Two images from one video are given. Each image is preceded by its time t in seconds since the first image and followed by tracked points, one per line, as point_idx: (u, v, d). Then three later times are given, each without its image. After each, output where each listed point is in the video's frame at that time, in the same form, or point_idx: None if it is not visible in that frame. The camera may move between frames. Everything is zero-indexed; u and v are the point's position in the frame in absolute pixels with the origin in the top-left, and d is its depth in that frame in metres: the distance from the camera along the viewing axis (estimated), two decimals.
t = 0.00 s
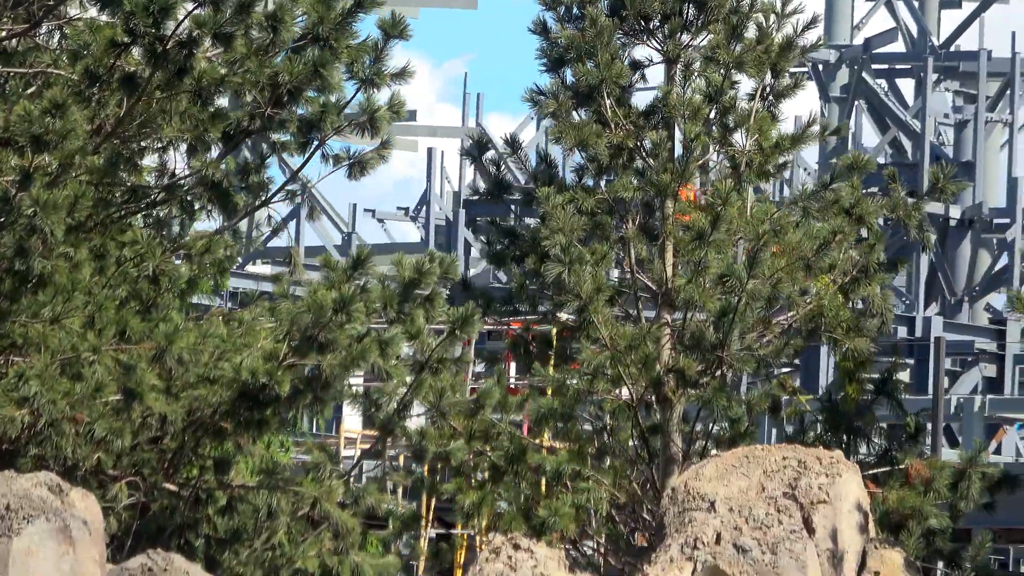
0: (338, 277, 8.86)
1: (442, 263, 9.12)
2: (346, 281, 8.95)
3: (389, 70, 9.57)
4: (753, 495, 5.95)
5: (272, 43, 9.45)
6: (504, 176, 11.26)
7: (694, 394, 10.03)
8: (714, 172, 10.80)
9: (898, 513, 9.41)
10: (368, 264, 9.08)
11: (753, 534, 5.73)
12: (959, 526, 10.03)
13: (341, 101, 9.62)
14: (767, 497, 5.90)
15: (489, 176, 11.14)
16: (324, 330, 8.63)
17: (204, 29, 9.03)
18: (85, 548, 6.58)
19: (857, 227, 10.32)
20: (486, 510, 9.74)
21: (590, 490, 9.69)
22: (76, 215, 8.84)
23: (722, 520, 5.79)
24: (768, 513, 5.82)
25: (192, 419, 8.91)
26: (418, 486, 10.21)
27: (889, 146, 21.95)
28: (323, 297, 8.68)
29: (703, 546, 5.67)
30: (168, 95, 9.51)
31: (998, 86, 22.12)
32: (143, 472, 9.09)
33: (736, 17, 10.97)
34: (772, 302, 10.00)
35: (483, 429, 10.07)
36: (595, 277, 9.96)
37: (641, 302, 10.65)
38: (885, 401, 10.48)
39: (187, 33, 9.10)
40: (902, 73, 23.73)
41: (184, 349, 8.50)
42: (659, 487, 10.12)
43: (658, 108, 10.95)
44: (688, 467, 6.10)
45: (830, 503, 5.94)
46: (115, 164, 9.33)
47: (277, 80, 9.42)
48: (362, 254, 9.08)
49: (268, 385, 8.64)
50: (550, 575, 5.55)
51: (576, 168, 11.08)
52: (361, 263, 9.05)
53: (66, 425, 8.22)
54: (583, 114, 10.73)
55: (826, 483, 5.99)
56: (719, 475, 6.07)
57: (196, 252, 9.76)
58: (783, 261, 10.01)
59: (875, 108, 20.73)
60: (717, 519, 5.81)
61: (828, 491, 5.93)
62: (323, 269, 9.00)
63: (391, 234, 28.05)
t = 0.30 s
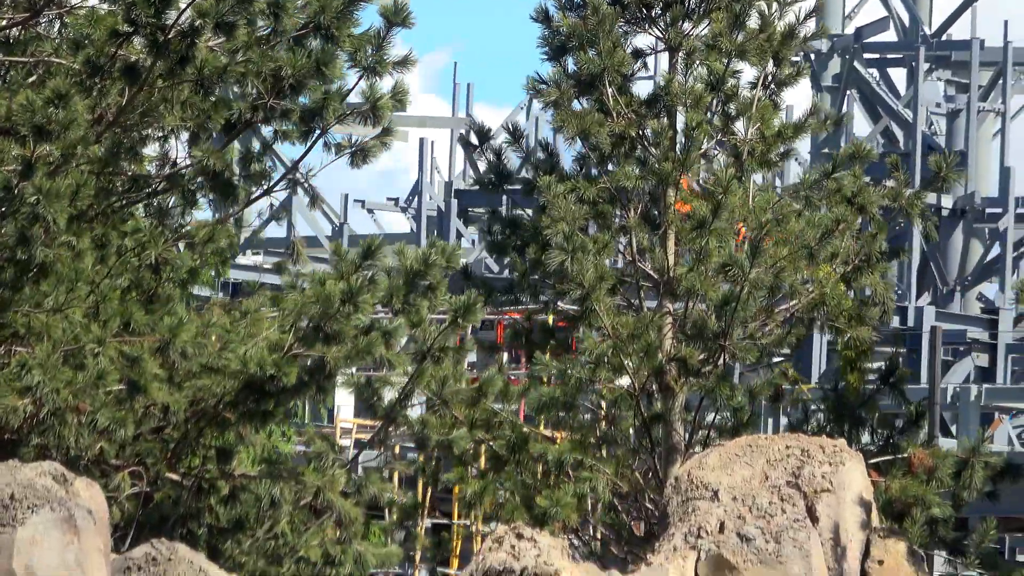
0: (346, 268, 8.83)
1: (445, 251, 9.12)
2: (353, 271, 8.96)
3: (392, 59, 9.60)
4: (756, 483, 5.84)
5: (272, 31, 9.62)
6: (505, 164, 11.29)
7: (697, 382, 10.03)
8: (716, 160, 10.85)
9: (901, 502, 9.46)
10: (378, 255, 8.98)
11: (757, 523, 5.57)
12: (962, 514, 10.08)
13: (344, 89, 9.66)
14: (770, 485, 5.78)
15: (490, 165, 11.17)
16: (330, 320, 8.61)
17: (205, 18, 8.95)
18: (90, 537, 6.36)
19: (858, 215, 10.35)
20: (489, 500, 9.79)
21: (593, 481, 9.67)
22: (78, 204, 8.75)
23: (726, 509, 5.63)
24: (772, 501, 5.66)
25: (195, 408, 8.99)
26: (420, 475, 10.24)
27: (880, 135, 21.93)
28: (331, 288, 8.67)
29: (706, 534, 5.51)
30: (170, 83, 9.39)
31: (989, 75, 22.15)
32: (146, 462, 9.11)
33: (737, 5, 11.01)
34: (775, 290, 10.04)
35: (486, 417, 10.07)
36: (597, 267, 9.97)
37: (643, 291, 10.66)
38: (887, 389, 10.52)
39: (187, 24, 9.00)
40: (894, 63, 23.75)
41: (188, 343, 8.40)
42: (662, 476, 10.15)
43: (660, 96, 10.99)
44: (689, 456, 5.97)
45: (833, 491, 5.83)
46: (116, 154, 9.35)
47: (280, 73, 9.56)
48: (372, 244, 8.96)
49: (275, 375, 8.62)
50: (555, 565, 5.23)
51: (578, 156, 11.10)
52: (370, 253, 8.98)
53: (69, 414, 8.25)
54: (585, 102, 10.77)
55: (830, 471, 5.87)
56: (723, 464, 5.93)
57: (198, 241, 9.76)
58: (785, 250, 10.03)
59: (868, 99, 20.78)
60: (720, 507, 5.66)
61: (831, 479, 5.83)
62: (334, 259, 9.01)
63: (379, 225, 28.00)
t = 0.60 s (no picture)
0: (354, 266, 8.85)
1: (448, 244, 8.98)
2: (360, 269, 8.96)
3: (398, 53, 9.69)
4: (763, 478, 5.85)
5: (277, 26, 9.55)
6: (508, 158, 11.33)
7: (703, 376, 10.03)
8: (721, 152, 10.91)
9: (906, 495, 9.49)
10: (387, 252, 8.98)
11: (762, 517, 5.60)
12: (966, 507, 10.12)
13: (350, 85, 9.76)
14: (776, 481, 5.80)
15: (494, 158, 11.22)
16: (339, 319, 8.64)
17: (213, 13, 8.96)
18: (97, 533, 6.24)
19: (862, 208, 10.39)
20: (493, 495, 9.67)
21: (599, 475, 9.69)
22: (83, 198, 8.76)
23: (732, 503, 5.68)
24: (778, 496, 5.67)
25: (201, 405, 8.98)
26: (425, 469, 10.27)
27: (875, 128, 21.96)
28: (340, 286, 8.69)
29: (710, 530, 5.54)
30: (175, 79, 9.45)
31: (983, 68, 22.19)
32: (152, 458, 9.11)
33: None
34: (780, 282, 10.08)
35: (489, 412, 9.98)
36: (603, 259, 9.93)
37: (648, 285, 10.69)
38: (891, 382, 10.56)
39: (194, 18, 9.02)
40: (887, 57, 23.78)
41: (194, 339, 8.43)
42: (666, 470, 10.18)
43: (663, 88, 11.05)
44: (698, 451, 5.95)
45: (837, 484, 5.91)
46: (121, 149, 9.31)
47: (284, 70, 9.72)
48: (381, 243, 8.98)
49: (282, 374, 8.66)
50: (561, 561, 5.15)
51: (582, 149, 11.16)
52: (379, 251, 8.97)
53: (76, 411, 8.27)
54: (588, 95, 10.84)
55: (835, 465, 5.97)
56: (728, 457, 5.97)
57: (204, 235, 9.76)
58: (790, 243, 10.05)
59: (862, 91, 20.79)
60: (726, 503, 5.69)
61: (835, 473, 5.92)
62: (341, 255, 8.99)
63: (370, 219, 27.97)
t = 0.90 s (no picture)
0: (366, 259, 8.87)
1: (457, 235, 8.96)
2: (371, 262, 8.96)
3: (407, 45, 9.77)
4: (773, 466, 5.93)
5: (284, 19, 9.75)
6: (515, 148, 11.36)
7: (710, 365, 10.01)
8: (728, 141, 10.96)
9: (915, 484, 9.50)
10: (398, 246, 8.97)
11: (771, 507, 5.71)
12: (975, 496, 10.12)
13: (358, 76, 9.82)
14: (786, 469, 5.89)
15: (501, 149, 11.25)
16: (352, 313, 8.71)
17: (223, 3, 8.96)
18: (108, 526, 6.01)
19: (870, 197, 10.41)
20: (501, 484, 9.73)
21: (607, 465, 9.69)
22: (90, 190, 8.74)
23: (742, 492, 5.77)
24: (789, 486, 5.77)
25: (209, 396, 9.00)
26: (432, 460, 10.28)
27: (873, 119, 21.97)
28: (352, 280, 8.75)
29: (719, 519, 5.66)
30: (183, 69, 9.53)
31: (980, 58, 22.21)
32: (160, 450, 9.11)
33: None
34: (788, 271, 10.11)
35: (497, 403, 9.93)
36: (611, 250, 9.90)
37: (655, 274, 10.72)
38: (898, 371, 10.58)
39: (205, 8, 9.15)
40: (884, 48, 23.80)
41: (202, 328, 8.42)
42: (674, 460, 10.18)
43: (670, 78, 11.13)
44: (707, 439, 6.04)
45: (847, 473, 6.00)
46: (126, 140, 9.47)
47: (292, 59, 9.80)
48: (392, 236, 8.95)
49: (290, 365, 8.62)
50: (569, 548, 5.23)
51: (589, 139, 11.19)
52: (390, 244, 8.96)
53: (84, 403, 8.21)
54: (595, 84, 10.89)
55: (846, 454, 6.02)
56: (737, 445, 6.06)
57: (214, 228, 9.85)
58: (798, 232, 10.07)
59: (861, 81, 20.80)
60: (736, 492, 5.78)
61: (846, 460, 6.01)
62: (352, 249, 8.96)
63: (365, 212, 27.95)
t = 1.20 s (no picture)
0: (385, 246, 8.86)
1: (477, 224, 8.99)
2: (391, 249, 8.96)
3: (427, 32, 9.82)
4: (791, 455, 6.74)
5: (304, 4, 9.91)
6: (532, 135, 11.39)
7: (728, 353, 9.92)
8: (745, 129, 11.00)
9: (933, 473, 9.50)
10: (419, 233, 8.92)
11: (790, 496, 6.50)
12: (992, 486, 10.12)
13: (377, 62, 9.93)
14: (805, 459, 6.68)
15: (518, 136, 11.29)
16: (368, 298, 8.58)
17: None
18: (127, 513, 6.31)
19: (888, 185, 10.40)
20: (518, 472, 9.74)
21: (625, 454, 9.71)
22: (107, 177, 8.59)
23: (761, 482, 6.58)
24: (806, 475, 6.58)
25: (228, 383, 8.98)
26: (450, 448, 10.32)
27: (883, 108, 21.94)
28: (369, 266, 8.63)
29: (740, 506, 6.46)
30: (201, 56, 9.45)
31: (989, 46, 22.17)
32: (178, 438, 9.12)
33: None
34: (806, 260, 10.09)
35: (514, 391, 10.02)
36: (626, 238, 9.87)
37: (673, 262, 10.75)
38: (916, 360, 10.61)
39: None
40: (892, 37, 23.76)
41: (219, 315, 8.45)
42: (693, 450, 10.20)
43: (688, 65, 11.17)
44: (728, 431, 6.78)
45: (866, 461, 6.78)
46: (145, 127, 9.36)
47: (312, 42, 9.98)
48: (414, 223, 8.91)
49: (306, 350, 8.59)
50: (585, 537, 6.12)
51: (606, 126, 11.22)
52: (410, 231, 8.99)
53: (100, 390, 8.22)
54: (612, 72, 10.92)
55: (864, 443, 6.80)
56: (758, 436, 6.81)
57: (233, 216, 9.94)
58: (816, 220, 10.06)
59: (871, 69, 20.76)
60: (755, 481, 6.56)
61: (866, 452, 6.78)
62: (372, 235, 8.91)
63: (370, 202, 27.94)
